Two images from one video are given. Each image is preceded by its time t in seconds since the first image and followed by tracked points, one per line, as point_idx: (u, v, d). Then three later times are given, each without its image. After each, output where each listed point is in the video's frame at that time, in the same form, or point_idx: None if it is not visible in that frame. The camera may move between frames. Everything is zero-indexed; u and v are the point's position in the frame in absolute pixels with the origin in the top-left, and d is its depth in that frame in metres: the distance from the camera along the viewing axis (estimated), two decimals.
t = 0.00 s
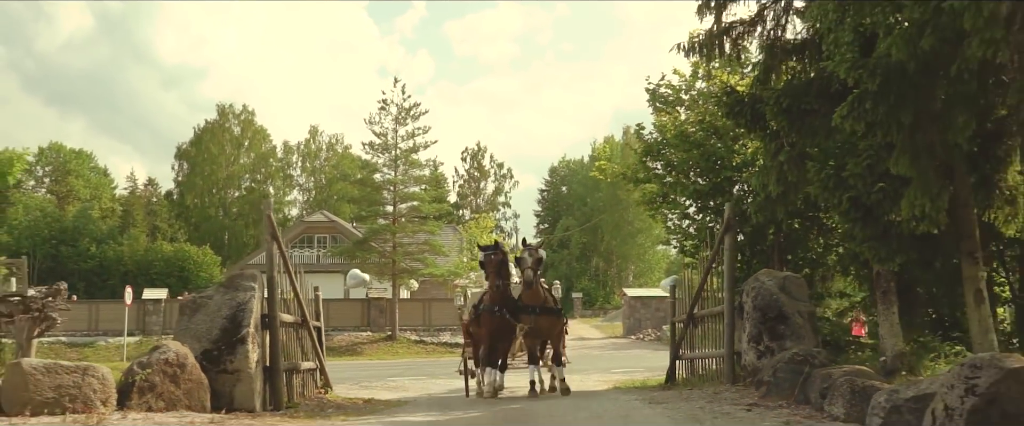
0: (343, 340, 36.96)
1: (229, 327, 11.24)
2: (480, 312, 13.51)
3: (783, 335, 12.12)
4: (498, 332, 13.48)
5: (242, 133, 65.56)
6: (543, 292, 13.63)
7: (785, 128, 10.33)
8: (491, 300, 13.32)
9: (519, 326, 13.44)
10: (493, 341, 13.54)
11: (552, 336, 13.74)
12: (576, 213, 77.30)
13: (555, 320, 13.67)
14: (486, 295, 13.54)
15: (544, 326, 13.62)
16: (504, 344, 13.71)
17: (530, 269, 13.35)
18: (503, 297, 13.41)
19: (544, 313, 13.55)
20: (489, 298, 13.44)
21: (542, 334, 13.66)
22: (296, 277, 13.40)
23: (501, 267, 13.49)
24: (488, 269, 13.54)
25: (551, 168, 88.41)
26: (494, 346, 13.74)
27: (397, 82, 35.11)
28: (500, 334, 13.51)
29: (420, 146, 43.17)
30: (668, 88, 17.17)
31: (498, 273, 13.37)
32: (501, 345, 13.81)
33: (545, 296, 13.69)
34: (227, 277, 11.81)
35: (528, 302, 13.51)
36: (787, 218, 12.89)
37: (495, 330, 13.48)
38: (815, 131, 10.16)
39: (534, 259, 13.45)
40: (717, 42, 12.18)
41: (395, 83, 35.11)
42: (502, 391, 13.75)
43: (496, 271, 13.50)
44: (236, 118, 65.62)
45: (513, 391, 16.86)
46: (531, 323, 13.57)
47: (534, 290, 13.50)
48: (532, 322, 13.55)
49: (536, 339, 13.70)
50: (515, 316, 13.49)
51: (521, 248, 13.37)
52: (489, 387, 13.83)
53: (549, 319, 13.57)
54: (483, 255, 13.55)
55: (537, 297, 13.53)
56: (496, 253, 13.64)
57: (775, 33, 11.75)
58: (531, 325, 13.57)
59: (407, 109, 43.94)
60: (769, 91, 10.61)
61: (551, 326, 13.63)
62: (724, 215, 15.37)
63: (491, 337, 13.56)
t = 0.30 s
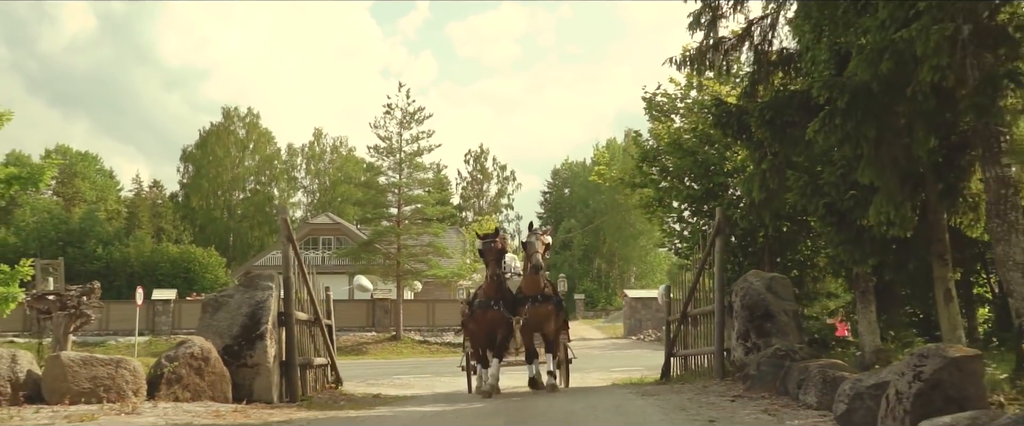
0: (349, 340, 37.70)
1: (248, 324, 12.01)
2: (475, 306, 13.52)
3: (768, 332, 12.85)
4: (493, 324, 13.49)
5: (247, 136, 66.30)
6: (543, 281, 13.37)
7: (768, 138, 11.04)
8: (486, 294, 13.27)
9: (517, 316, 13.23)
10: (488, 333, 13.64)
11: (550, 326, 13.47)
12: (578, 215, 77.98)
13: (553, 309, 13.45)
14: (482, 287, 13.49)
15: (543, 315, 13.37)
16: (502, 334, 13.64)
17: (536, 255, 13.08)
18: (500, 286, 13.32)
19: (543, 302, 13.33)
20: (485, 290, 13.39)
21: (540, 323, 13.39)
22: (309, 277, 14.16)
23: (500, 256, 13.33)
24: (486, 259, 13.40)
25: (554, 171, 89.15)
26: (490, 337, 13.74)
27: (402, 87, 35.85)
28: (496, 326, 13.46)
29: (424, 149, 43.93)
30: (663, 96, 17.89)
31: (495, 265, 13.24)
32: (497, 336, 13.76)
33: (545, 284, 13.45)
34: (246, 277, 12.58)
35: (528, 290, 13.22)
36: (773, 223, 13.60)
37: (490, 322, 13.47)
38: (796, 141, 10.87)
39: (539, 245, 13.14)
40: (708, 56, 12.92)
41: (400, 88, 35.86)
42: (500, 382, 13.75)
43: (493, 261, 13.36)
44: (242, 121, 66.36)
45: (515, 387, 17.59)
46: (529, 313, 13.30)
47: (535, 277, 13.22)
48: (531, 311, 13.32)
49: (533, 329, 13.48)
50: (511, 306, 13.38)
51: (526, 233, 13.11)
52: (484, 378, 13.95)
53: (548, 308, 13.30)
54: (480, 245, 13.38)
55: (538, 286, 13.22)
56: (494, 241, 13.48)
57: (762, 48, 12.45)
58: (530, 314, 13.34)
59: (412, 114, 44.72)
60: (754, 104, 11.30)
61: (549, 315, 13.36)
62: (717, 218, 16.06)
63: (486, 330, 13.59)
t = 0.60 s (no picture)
0: (355, 339, 38.52)
1: (266, 322, 12.81)
2: (471, 296, 13.05)
3: (756, 329, 13.60)
4: (488, 318, 12.95)
5: (252, 138, 67.12)
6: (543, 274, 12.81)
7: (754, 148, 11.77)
8: (481, 285, 12.76)
9: (513, 311, 12.73)
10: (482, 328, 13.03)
11: (548, 323, 12.99)
12: (580, 216, 78.69)
13: (552, 305, 12.89)
14: (478, 277, 12.96)
15: (540, 312, 12.87)
16: (499, 326, 13.25)
17: (536, 246, 12.47)
18: (494, 278, 12.78)
19: (542, 298, 12.79)
20: (480, 281, 12.89)
21: (537, 320, 12.92)
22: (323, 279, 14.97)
23: (496, 246, 12.72)
24: (482, 248, 12.79)
25: (556, 172, 89.94)
26: (486, 330, 13.25)
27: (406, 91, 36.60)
28: (491, 318, 13.02)
29: (428, 152, 44.74)
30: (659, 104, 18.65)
31: (491, 256, 12.63)
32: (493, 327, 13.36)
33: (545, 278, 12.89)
34: (264, 277, 13.41)
35: (527, 285, 12.73)
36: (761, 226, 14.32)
37: (485, 314, 13.02)
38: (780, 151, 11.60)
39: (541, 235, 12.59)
40: (698, 70, 13.71)
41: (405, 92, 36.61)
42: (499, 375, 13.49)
43: (488, 251, 12.74)
44: (246, 123, 67.18)
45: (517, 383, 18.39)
46: (526, 308, 12.84)
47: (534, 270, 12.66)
48: (529, 306, 12.78)
49: (531, 325, 12.97)
50: (507, 299, 12.89)
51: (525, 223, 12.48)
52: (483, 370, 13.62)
53: (546, 305, 12.82)
54: (477, 232, 12.75)
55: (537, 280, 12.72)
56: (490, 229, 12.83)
57: (750, 61, 13.22)
58: (528, 310, 12.81)
59: (416, 117, 45.53)
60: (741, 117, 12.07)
61: (548, 312, 12.88)
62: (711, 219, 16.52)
63: (482, 321, 13.14)
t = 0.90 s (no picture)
0: (362, 339, 39.34)
1: (283, 320, 13.63)
2: (465, 297, 12.66)
3: (745, 327, 14.35)
4: (483, 315, 12.57)
5: (258, 140, 68.03)
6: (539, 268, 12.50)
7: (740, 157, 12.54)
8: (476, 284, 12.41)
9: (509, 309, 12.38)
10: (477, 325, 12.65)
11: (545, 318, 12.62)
12: (584, 217, 79.40)
13: (550, 298, 12.59)
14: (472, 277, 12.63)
15: (537, 307, 12.51)
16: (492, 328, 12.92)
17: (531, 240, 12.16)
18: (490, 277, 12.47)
19: (537, 293, 12.45)
20: (474, 280, 12.56)
21: (533, 316, 12.57)
22: (336, 279, 15.79)
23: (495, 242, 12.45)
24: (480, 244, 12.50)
25: (560, 173, 90.73)
26: (481, 329, 12.87)
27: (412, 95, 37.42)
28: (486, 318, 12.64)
29: (434, 155, 45.58)
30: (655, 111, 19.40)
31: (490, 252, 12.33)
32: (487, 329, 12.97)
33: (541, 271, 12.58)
34: (281, 278, 14.23)
35: (523, 279, 12.39)
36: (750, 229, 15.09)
37: (479, 314, 12.62)
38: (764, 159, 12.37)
39: (536, 229, 12.36)
40: (688, 81, 14.65)
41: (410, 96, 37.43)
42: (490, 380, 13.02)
43: (487, 248, 12.43)
44: (253, 126, 68.11)
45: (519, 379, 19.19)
46: (522, 303, 12.48)
47: (530, 264, 12.34)
48: (525, 301, 12.44)
49: (528, 322, 12.64)
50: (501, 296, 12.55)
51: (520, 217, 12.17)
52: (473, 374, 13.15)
53: (542, 299, 12.47)
54: (474, 228, 12.44)
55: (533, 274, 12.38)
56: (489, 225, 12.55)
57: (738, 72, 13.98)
58: (524, 305, 12.49)
59: (421, 120, 46.38)
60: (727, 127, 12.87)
61: (545, 307, 12.52)
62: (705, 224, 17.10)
63: (475, 323, 12.74)
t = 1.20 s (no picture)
0: (369, 337, 40.14)
1: (299, 318, 14.45)
2: (460, 291, 12.64)
3: (737, 324, 15.07)
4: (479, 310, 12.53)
5: (265, 141, 68.89)
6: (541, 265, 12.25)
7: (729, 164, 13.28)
8: (472, 278, 12.38)
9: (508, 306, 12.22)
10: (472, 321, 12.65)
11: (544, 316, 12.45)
12: (589, 217, 80.04)
13: (550, 296, 12.38)
14: (468, 270, 12.61)
15: (537, 305, 12.35)
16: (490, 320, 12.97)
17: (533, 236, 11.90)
18: (489, 271, 12.43)
19: (538, 291, 12.24)
20: (470, 274, 12.55)
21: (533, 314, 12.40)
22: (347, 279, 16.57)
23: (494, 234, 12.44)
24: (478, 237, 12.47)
25: (564, 173, 91.43)
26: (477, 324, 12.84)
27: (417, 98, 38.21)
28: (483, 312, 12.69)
29: (439, 156, 46.37)
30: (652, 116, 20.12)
31: (488, 245, 12.31)
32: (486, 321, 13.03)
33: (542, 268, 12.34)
34: (297, 278, 15.04)
35: (524, 276, 12.17)
36: (741, 232, 15.84)
37: (476, 308, 12.65)
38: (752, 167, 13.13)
39: (538, 225, 11.97)
40: (682, 91, 15.43)
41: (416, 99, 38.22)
42: (493, 375, 13.07)
43: (485, 240, 12.40)
44: (260, 127, 68.99)
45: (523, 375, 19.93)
46: (521, 302, 12.29)
47: (531, 261, 12.09)
48: (524, 299, 12.25)
49: (528, 319, 12.49)
50: (501, 293, 12.38)
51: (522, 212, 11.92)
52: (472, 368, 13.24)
53: (543, 297, 12.28)
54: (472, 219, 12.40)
55: (534, 272, 12.15)
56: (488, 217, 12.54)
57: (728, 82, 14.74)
58: (524, 304, 12.30)
59: (427, 122, 47.16)
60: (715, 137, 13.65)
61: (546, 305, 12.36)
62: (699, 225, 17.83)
63: (472, 316, 12.77)
